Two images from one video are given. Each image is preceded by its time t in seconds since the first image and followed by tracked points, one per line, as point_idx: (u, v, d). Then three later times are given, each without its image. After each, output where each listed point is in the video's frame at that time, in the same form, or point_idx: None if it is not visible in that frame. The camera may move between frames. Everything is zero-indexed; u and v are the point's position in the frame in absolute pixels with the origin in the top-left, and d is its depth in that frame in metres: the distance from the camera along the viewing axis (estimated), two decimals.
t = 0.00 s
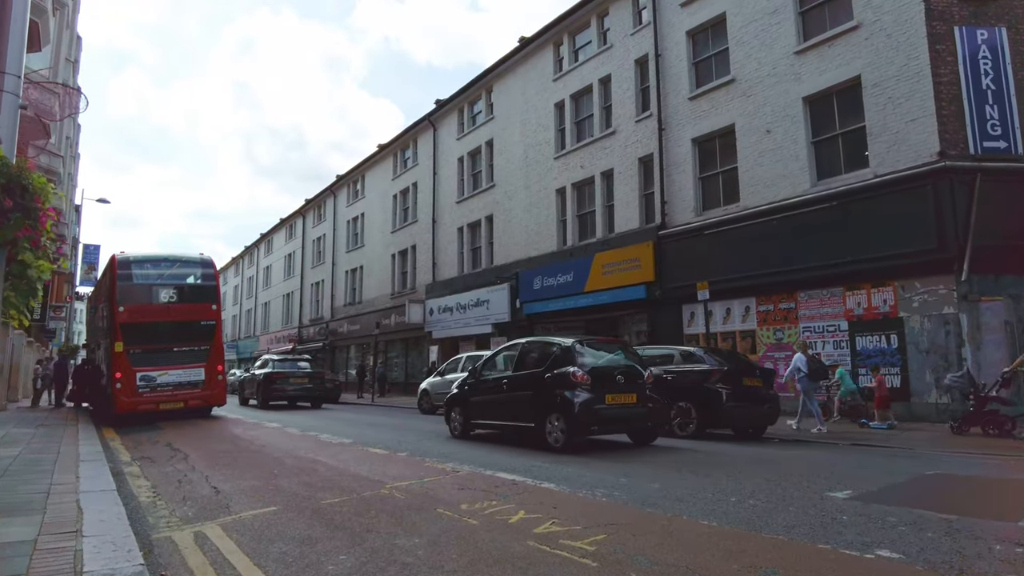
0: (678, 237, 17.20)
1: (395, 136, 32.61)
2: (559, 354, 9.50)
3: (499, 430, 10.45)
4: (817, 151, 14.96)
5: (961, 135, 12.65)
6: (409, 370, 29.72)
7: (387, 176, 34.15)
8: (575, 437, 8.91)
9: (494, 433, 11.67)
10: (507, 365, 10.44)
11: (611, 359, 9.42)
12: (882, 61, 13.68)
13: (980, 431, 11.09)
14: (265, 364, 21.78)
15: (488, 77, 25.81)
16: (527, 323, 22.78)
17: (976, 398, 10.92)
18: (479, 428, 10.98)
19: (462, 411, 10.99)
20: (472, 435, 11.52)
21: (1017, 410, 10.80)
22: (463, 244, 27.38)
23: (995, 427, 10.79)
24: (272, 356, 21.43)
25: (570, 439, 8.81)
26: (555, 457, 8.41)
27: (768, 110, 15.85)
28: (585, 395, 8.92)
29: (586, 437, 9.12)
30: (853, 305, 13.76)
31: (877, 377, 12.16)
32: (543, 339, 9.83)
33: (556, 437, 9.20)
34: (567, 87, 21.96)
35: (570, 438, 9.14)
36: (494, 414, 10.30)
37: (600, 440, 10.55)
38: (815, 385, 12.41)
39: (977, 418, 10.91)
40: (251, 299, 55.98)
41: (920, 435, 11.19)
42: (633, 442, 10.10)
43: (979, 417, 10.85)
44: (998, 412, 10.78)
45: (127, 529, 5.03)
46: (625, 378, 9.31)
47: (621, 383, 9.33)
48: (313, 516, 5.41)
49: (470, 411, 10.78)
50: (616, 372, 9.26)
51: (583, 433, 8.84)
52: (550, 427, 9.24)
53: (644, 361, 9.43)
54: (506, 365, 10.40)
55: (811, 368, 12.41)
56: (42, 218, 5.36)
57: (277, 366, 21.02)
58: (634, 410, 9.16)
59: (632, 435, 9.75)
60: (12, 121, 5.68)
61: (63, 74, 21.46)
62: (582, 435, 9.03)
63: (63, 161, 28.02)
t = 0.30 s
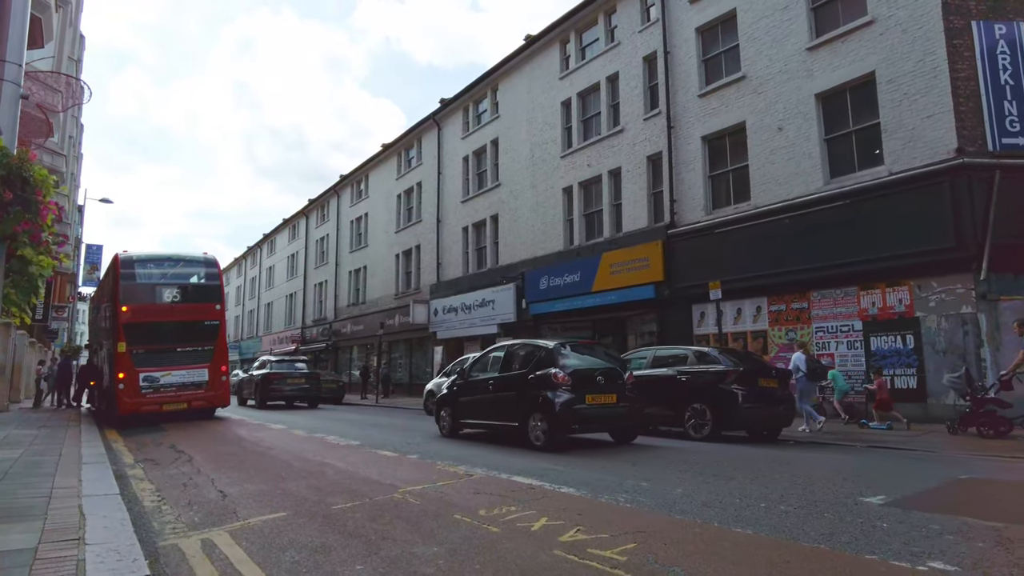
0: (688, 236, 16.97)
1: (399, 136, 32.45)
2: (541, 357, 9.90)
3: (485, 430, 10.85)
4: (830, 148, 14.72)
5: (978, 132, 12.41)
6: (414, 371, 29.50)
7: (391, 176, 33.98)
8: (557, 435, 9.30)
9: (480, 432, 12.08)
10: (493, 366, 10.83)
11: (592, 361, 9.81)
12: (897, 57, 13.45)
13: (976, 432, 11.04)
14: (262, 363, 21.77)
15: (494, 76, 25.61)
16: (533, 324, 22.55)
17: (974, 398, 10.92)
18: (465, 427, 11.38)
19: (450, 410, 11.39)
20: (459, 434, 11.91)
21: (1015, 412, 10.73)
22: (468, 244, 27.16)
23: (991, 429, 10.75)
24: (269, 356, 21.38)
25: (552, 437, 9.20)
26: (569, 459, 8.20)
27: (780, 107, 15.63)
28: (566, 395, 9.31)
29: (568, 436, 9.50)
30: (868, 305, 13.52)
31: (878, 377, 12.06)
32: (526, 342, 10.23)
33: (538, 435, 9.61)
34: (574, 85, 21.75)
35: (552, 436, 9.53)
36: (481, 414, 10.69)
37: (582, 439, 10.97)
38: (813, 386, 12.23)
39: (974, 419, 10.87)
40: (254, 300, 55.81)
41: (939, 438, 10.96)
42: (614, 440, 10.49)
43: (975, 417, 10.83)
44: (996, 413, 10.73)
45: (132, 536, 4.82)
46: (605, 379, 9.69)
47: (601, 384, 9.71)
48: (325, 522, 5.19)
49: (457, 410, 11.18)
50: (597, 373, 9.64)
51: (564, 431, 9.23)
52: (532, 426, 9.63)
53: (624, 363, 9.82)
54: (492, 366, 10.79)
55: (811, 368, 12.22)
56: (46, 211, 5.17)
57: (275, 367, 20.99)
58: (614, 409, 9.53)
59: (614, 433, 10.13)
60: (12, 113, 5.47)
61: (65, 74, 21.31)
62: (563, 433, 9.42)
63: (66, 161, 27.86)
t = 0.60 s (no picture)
0: (697, 234, 16.76)
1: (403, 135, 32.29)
2: (523, 356, 10.14)
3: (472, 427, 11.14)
4: (842, 144, 14.49)
5: (996, 127, 12.16)
6: (418, 371, 29.32)
7: (395, 175, 33.82)
8: (537, 432, 9.56)
9: (470, 429, 12.34)
10: (480, 365, 11.08)
11: (574, 360, 10.04)
12: (912, 51, 13.21)
13: (976, 431, 10.97)
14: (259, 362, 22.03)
15: (499, 73, 25.41)
16: (539, 323, 22.31)
17: (973, 398, 10.82)
18: (454, 425, 11.69)
19: (439, 408, 11.69)
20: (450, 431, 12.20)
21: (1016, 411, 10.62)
22: (473, 243, 26.97)
23: (992, 428, 10.65)
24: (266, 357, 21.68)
25: (532, 434, 9.47)
26: (582, 459, 8.00)
27: (791, 102, 15.40)
28: (547, 393, 9.56)
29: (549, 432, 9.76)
30: (882, 303, 13.30)
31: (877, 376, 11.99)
32: (511, 342, 10.46)
33: (519, 432, 9.89)
34: (580, 82, 21.55)
35: (534, 433, 9.80)
36: (468, 412, 10.94)
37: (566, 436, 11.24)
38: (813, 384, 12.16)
39: (974, 419, 10.78)
40: (257, 300, 55.64)
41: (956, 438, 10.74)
42: (597, 437, 10.71)
43: (975, 418, 10.75)
44: (996, 413, 10.64)
45: (134, 540, 4.63)
46: (587, 379, 9.92)
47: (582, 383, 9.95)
48: (334, 525, 5.00)
49: (445, 408, 11.48)
50: (578, 373, 9.87)
51: (545, 428, 9.48)
52: (515, 423, 9.88)
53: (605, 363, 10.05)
54: (479, 366, 11.04)
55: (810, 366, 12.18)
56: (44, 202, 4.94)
57: (273, 367, 21.33)
58: (595, 408, 9.76)
59: (596, 431, 10.36)
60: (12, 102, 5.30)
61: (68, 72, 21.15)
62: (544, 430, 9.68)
63: (69, 159, 27.72)
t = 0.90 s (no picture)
0: (707, 230, 16.47)
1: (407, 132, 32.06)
2: (508, 355, 10.40)
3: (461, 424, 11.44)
4: (857, 137, 14.18)
5: (1017, 117, 11.85)
6: (423, 370, 29.09)
7: (399, 173, 33.60)
8: (520, 428, 9.84)
9: (460, 426, 12.64)
10: (468, 364, 11.35)
11: (557, 359, 10.30)
12: (929, 41, 12.90)
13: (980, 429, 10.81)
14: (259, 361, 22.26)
15: (505, 69, 25.13)
16: (546, 321, 22.01)
17: (974, 395, 10.68)
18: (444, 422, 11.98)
19: (429, 405, 11.96)
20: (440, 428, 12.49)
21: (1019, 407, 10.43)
22: (478, 240, 26.71)
23: (995, 426, 10.47)
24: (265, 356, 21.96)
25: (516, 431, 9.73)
26: (597, 459, 7.73)
27: (804, 95, 15.08)
28: (531, 392, 9.83)
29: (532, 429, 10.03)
30: (898, 299, 13.00)
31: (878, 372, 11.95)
32: (496, 342, 10.72)
33: (504, 428, 10.18)
34: (587, 77, 21.27)
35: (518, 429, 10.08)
36: (456, 409, 11.22)
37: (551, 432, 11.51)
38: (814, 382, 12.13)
39: (976, 416, 10.62)
40: (262, 299, 55.47)
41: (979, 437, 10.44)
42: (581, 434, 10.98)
43: (977, 415, 10.60)
44: (998, 409, 10.46)
45: (131, 546, 4.39)
46: (569, 377, 10.19)
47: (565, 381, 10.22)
48: (341, 529, 4.76)
49: (435, 406, 11.76)
50: (560, 372, 10.14)
51: (527, 425, 9.76)
52: (500, 420, 10.16)
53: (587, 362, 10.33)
54: (466, 365, 11.31)
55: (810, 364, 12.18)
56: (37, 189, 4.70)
57: (272, 366, 21.62)
58: (577, 405, 10.03)
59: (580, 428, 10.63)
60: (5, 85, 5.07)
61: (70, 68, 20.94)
62: (527, 426, 9.96)
63: (72, 158, 27.53)
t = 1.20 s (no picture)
0: (722, 227, 16.18)
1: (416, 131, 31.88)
2: (495, 357, 10.97)
3: (452, 424, 11.99)
4: (877, 132, 13.84)
5: None
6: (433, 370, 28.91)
7: (408, 171, 33.43)
8: (506, 427, 10.38)
9: (452, 425, 13.16)
10: (459, 366, 11.93)
11: (543, 362, 10.87)
12: (952, 33, 12.55)
13: (985, 431, 10.79)
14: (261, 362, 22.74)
15: (514, 66, 24.88)
16: (557, 321, 21.73)
17: (980, 397, 10.62)
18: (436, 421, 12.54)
19: (423, 405, 12.51)
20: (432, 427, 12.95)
21: (1022, 408, 10.49)
22: (488, 239, 26.48)
23: (1001, 427, 10.47)
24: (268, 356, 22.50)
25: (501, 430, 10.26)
26: (616, 463, 7.50)
27: (821, 89, 14.75)
28: (516, 392, 10.39)
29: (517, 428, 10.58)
30: (921, 298, 12.67)
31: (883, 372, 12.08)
32: (484, 345, 11.30)
33: (491, 427, 10.75)
34: (598, 73, 20.99)
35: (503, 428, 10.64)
36: (448, 409, 11.80)
37: (537, 431, 12.04)
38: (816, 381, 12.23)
39: (982, 417, 10.62)
40: (271, 298, 55.47)
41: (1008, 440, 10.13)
42: (565, 433, 11.53)
43: (983, 416, 10.59)
44: (1003, 410, 10.51)
45: (136, 559, 4.19)
46: (553, 379, 10.77)
47: (549, 383, 10.77)
48: (355, 540, 4.54)
49: (428, 406, 12.32)
50: (544, 373, 10.71)
51: (512, 424, 10.31)
52: (487, 420, 10.73)
53: (570, 364, 10.90)
54: (458, 366, 11.91)
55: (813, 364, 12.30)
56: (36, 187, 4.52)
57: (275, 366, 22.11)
58: (560, 405, 10.59)
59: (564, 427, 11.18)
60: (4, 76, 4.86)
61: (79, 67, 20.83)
62: (513, 426, 10.51)
63: (82, 158, 27.51)
